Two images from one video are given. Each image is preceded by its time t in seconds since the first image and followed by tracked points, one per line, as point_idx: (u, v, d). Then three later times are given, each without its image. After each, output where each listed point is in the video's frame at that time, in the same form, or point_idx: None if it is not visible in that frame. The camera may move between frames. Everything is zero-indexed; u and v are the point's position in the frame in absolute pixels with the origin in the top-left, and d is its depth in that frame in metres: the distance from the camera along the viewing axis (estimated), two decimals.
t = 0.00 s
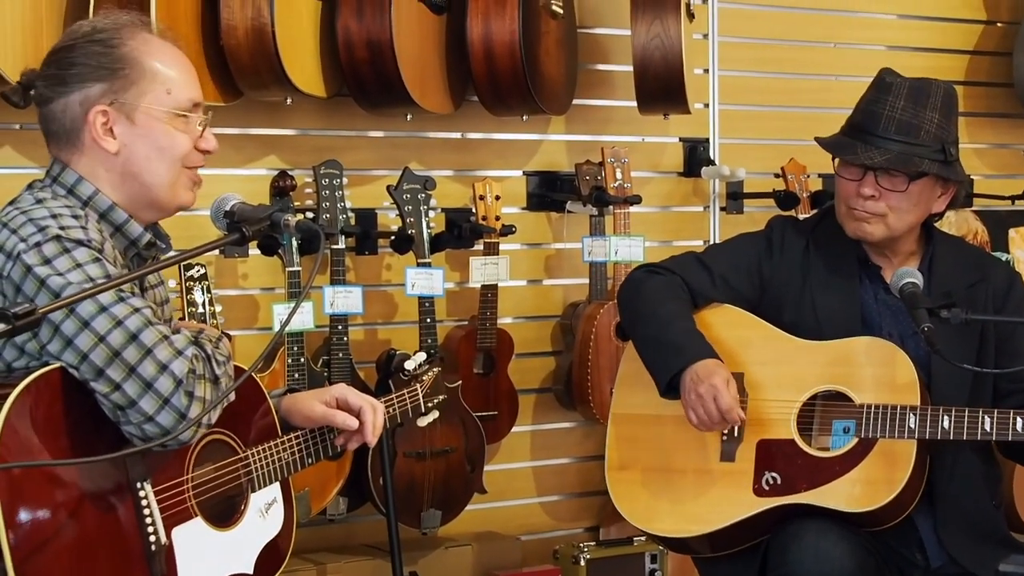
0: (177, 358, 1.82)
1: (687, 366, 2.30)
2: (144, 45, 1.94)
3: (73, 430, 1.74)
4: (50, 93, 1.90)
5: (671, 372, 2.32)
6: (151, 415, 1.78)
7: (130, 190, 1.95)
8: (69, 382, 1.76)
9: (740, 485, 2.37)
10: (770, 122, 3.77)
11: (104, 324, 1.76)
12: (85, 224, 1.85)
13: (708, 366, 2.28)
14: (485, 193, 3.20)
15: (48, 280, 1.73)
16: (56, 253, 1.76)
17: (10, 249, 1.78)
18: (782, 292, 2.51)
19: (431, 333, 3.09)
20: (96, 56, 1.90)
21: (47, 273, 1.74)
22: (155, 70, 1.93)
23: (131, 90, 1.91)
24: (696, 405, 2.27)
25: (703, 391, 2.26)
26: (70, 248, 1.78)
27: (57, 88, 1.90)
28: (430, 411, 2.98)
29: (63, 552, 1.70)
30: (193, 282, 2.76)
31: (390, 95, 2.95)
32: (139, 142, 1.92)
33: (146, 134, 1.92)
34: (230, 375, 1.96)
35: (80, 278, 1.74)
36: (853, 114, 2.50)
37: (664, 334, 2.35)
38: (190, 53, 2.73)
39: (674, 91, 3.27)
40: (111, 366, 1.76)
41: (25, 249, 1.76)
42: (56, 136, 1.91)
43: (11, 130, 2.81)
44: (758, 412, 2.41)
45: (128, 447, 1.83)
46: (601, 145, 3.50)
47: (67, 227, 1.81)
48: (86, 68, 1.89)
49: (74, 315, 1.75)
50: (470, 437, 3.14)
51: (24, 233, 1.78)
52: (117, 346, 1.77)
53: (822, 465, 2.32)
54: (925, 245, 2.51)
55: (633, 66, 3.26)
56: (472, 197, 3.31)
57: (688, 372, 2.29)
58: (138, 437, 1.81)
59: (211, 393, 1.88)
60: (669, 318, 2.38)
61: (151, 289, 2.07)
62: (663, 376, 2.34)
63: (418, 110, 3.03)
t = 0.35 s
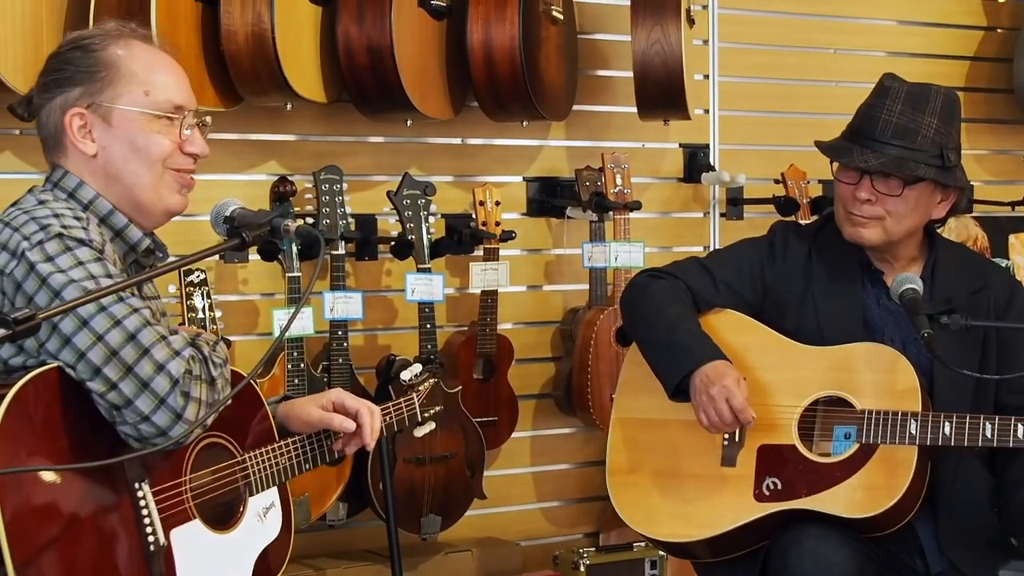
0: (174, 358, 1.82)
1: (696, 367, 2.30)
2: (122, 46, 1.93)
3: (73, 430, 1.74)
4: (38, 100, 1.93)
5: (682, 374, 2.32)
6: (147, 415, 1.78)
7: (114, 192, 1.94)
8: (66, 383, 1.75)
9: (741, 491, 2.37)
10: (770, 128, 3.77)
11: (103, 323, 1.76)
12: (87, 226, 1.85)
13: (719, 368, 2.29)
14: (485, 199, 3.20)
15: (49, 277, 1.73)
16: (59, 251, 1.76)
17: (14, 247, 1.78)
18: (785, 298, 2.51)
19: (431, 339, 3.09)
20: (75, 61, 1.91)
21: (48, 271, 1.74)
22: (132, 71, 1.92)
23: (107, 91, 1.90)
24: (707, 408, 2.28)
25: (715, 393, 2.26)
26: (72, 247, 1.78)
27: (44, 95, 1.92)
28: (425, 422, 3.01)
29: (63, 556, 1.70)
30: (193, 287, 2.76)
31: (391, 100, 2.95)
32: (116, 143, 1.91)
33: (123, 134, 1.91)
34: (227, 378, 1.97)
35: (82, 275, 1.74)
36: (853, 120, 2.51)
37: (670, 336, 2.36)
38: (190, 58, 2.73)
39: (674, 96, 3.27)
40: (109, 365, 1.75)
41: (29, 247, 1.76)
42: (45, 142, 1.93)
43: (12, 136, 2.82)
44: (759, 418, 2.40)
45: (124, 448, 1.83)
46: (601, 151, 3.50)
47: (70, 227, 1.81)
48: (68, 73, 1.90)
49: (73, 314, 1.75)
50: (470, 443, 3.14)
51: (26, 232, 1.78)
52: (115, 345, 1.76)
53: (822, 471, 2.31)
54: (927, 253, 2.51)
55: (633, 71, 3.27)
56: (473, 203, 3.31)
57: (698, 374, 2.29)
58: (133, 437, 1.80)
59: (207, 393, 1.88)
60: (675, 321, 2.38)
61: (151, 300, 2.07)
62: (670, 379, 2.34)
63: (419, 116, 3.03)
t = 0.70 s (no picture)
0: (176, 358, 1.83)
1: (704, 375, 2.31)
2: (115, 56, 1.93)
3: (73, 429, 1.74)
4: (34, 114, 1.93)
5: (688, 383, 2.33)
6: (150, 414, 1.78)
7: (111, 201, 1.94)
8: (65, 385, 1.75)
9: (741, 495, 2.37)
10: (770, 133, 3.77)
11: (104, 325, 1.76)
12: (85, 231, 1.85)
13: (724, 377, 2.29)
14: (484, 203, 3.20)
15: (49, 281, 1.73)
16: (57, 256, 1.76)
17: (12, 252, 1.77)
18: (786, 303, 2.52)
19: (430, 343, 3.09)
20: (70, 74, 1.91)
21: (48, 274, 1.74)
22: (127, 81, 1.92)
23: (102, 102, 1.90)
24: (712, 416, 2.29)
25: (721, 402, 2.27)
26: (71, 252, 1.78)
27: (40, 108, 1.93)
28: (410, 425, 2.92)
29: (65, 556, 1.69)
30: (193, 292, 2.76)
31: (391, 104, 2.95)
32: (112, 151, 1.91)
33: (118, 142, 1.91)
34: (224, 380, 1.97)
35: (82, 279, 1.75)
36: (856, 124, 2.51)
37: (671, 347, 2.37)
38: (190, 62, 2.73)
39: (673, 101, 3.28)
40: (110, 365, 1.75)
41: (27, 252, 1.76)
42: (42, 155, 1.93)
43: (12, 140, 2.82)
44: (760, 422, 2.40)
45: (123, 450, 1.82)
46: (600, 155, 3.50)
47: (68, 232, 1.81)
48: (64, 85, 1.91)
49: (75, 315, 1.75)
50: (470, 447, 3.14)
51: (24, 236, 1.78)
52: (117, 346, 1.77)
53: (822, 475, 2.31)
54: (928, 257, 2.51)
55: (634, 76, 3.27)
56: (472, 207, 3.31)
57: (703, 383, 2.30)
58: (136, 437, 1.80)
59: (207, 393, 1.89)
60: (679, 329, 2.38)
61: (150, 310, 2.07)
62: (677, 389, 2.35)
63: (418, 120, 3.04)
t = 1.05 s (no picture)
0: (173, 359, 1.84)
1: (721, 385, 2.33)
2: (126, 54, 1.94)
3: (73, 430, 1.75)
4: (37, 105, 1.93)
5: (706, 395, 2.35)
6: (147, 415, 1.79)
7: (112, 199, 1.94)
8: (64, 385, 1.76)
9: (740, 493, 2.38)
10: (769, 133, 3.78)
11: (102, 325, 1.77)
12: (82, 231, 1.86)
13: (742, 387, 2.32)
14: (485, 203, 3.21)
15: (46, 281, 1.74)
16: (55, 256, 1.77)
17: (10, 252, 1.78)
18: (786, 303, 2.53)
19: (431, 343, 3.10)
20: (78, 67, 1.91)
21: (46, 274, 1.74)
22: (134, 80, 1.93)
23: (109, 99, 1.91)
24: (733, 424, 2.32)
25: (741, 412, 2.30)
26: (67, 252, 1.79)
27: (43, 99, 1.93)
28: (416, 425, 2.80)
29: (61, 558, 1.70)
30: (194, 292, 2.77)
31: (392, 105, 2.96)
32: (115, 149, 1.91)
33: (122, 141, 1.91)
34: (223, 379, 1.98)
35: (79, 280, 1.75)
36: (865, 140, 2.45)
37: (688, 351, 2.38)
38: (191, 64, 2.74)
39: (673, 101, 3.28)
40: (108, 367, 1.76)
41: (24, 252, 1.77)
42: (43, 147, 1.93)
43: (13, 140, 2.83)
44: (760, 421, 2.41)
45: (122, 449, 1.83)
46: (600, 156, 3.51)
47: (65, 232, 1.82)
48: (70, 78, 1.91)
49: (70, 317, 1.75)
50: (470, 446, 3.14)
51: (22, 236, 1.79)
52: (115, 347, 1.77)
53: (821, 473, 2.32)
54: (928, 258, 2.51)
55: (633, 76, 3.27)
56: (472, 207, 3.32)
57: (722, 393, 2.33)
58: (134, 438, 1.81)
59: (206, 393, 1.90)
60: (693, 334, 2.40)
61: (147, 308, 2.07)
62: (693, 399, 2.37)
63: (419, 120, 3.05)
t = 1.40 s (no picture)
0: (171, 359, 1.82)
1: (755, 372, 2.34)
2: (123, 53, 1.93)
3: (70, 433, 1.75)
4: (36, 104, 1.93)
5: (737, 388, 2.35)
6: (145, 416, 1.78)
7: (111, 198, 1.94)
8: (61, 386, 1.75)
9: (741, 494, 2.38)
10: (770, 133, 3.77)
11: (99, 326, 1.76)
12: (80, 231, 1.85)
13: (777, 370, 2.33)
14: (485, 203, 3.20)
15: (43, 282, 1.73)
16: (52, 256, 1.77)
17: (7, 252, 1.77)
18: (787, 304, 2.52)
19: (431, 342, 3.09)
20: (76, 66, 1.91)
21: (43, 275, 1.74)
22: (132, 77, 1.92)
23: (107, 97, 1.90)
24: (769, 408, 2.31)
25: (778, 394, 2.30)
26: (65, 252, 1.78)
27: (41, 99, 1.92)
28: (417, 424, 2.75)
29: (61, 559, 1.70)
30: (193, 292, 2.76)
31: (391, 104, 2.95)
32: (115, 147, 1.91)
33: (121, 139, 1.91)
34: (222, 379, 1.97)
35: (76, 280, 1.75)
36: (855, 132, 2.48)
37: (709, 349, 2.39)
38: (191, 63, 2.73)
39: (674, 101, 3.28)
40: (105, 368, 1.75)
41: (21, 252, 1.76)
42: (42, 147, 1.92)
43: (13, 140, 2.82)
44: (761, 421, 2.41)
45: (120, 450, 1.83)
46: (601, 155, 3.50)
47: (63, 232, 1.81)
48: (68, 77, 1.91)
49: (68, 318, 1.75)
50: (470, 446, 3.13)
51: (19, 236, 1.78)
52: (112, 348, 1.76)
53: (822, 473, 2.31)
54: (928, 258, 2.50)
55: (634, 75, 3.27)
56: (472, 207, 3.31)
57: (756, 378, 2.33)
58: (131, 438, 1.80)
59: (205, 394, 1.88)
60: (712, 332, 2.41)
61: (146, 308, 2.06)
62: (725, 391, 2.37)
63: (419, 120, 3.04)
